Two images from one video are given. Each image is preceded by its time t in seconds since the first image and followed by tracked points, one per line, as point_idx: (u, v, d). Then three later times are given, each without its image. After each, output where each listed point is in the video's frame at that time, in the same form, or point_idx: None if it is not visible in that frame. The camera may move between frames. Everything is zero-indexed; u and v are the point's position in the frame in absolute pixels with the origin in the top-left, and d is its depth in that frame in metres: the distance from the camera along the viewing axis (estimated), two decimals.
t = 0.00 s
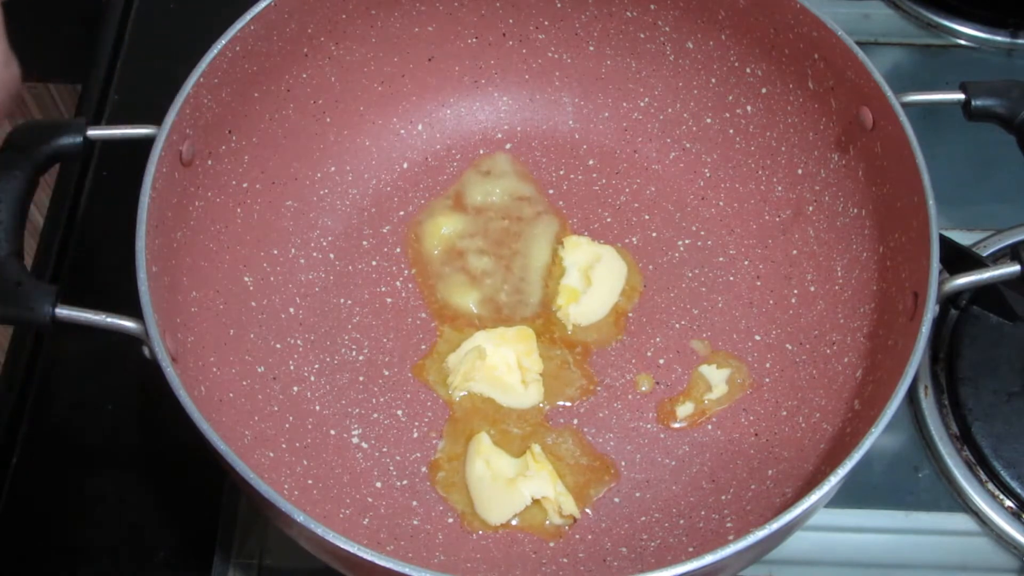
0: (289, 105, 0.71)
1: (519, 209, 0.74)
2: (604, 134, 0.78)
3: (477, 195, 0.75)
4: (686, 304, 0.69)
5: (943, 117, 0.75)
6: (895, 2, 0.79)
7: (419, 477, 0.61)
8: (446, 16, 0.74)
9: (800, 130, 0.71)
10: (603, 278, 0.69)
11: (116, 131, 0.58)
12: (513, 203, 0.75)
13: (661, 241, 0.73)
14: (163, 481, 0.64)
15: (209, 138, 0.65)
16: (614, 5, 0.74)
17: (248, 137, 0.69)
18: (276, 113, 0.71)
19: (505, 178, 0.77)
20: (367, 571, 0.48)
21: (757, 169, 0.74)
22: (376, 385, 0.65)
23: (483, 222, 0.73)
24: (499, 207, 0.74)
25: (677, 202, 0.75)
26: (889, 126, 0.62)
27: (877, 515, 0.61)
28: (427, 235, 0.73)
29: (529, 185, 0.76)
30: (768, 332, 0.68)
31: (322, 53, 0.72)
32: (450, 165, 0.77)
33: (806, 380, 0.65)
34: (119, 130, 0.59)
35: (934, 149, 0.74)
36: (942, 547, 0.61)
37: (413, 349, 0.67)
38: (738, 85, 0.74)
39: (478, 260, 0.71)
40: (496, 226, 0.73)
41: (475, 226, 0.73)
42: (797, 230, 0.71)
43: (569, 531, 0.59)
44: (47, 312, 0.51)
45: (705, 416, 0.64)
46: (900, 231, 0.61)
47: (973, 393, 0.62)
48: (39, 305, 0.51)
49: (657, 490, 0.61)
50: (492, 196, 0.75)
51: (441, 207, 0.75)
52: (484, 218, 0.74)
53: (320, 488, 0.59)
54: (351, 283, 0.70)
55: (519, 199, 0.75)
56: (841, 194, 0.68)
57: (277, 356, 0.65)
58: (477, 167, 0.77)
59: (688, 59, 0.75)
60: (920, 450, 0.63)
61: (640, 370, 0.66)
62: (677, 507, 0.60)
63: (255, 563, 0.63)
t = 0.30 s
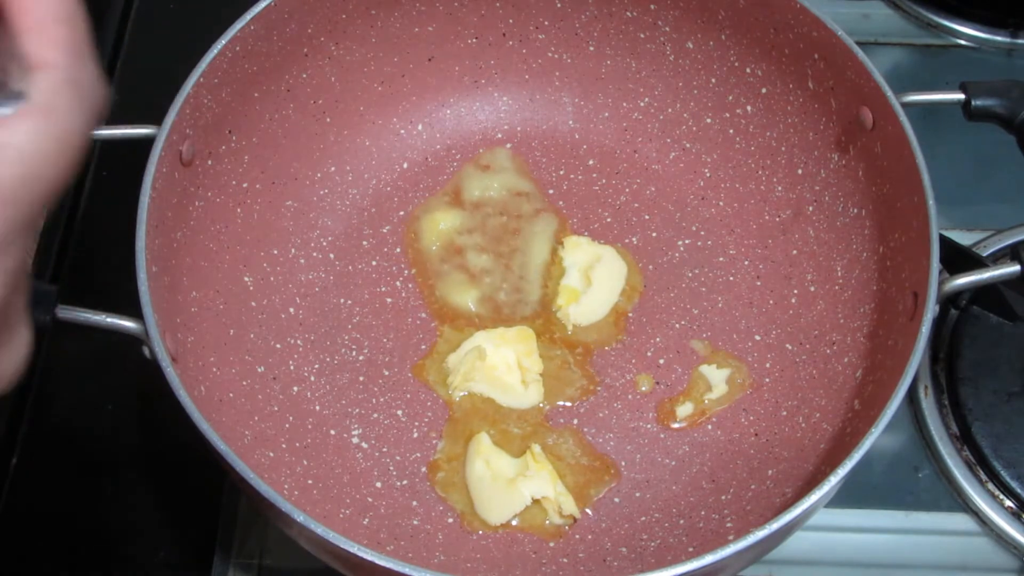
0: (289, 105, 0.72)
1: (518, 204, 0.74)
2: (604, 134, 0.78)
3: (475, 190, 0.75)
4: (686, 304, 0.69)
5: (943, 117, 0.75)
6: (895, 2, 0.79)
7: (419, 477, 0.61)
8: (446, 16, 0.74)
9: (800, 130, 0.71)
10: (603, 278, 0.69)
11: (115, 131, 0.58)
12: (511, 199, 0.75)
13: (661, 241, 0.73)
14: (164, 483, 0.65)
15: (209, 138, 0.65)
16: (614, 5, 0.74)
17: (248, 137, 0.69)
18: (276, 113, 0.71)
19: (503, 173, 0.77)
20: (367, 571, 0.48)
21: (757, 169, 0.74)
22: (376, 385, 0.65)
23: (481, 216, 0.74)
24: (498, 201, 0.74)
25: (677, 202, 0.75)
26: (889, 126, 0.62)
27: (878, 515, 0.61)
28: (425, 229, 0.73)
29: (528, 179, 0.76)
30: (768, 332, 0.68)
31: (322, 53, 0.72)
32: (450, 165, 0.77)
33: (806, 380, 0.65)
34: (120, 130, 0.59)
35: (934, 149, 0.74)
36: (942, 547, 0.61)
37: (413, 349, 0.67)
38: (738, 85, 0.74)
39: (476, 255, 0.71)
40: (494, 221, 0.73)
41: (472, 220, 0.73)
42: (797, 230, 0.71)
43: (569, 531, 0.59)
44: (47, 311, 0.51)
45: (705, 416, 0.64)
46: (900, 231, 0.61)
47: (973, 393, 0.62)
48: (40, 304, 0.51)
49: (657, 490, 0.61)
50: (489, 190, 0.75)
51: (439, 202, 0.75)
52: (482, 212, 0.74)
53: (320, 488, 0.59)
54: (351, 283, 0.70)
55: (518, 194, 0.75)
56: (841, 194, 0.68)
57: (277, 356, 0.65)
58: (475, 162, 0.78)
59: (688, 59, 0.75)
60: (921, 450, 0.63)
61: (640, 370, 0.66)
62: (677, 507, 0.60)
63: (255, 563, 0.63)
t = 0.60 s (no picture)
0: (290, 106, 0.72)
1: (517, 202, 0.74)
2: (604, 134, 0.78)
3: (473, 185, 0.76)
4: (686, 304, 0.69)
5: (943, 117, 0.75)
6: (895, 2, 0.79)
7: (419, 477, 0.61)
8: (446, 16, 0.75)
9: (800, 130, 0.71)
10: (603, 278, 0.69)
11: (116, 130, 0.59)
12: (509, 194, 0.75)
13: (661, 241, 0.73)
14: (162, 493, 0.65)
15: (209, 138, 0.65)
16: (614, 5, 0.74)
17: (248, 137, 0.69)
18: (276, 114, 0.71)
19: (503, 170, 0.77)
20: (367, 571, 0.48)
21: (757, 169, 0.74)
22: (376, 385, 0.65)
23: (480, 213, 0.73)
24: (496, 199, 0.74)
25: (677, 202, 0.75)
26: (889, 125, 0.62)
27: (877, 515, 0.61)
28: (423, 227, 0.73)
29: (529, 177, 0.76)
30: (768, 332, 0.68)
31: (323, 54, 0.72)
32: (450, 165, 0.77)
33: (806, 380, 0.65)
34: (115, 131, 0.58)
35: (934, 149, 0.74)
36: (942, 547, 0.61)
37: (413, 349, 0.67)
38: (738, 85, 0.74)
39: (475, 254, 0.71)
40: (493, 218, 0.73)
41: (471, 217, 0.73)
42: (797, 230, 0.71)
43: (569, 531, 0.59)
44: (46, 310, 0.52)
45: (705, 416, 0.64)
46: (900, 231, 0.61)
47: (973, 393, 0.62)
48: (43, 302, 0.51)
49: (657, 490, 0.61)
50: (488, 187, 0.75)
51: (437, 199, 0.75)
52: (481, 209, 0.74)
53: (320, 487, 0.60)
54: (351, 283, 0.70)
55: (517, 191, 0.75)
56: (842, 194, 0.68)
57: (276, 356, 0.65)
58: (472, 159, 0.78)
59: (688, 59, 0.75)
60: (921, 450, 0.63)
61: (640, 370, 0.66)
62: (677, 507, 0.60)
63: (254, 563, 0.63)
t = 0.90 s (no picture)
0: (289, 105, 0.72)
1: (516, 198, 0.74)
2: (604, 134, 0.78)
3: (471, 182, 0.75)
4: (686, 304, 0.69)
5: (943, 117, 0.75)
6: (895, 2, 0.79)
7: (419, 477, 0.61)
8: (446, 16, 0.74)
9: (800, 130, 0.71)
10: (603, 278, 0.69)
11: (115, 131, 0.59)
12: (509, 192, 0.75)
13: (661, 241, 0.73)
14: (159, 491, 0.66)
15: (209, 138, 0.65)
16: (614, 5, 0.74)
17: (248, 137, 0.69)
18: (276, 113, 0.71)
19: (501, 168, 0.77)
20: (367, 572, 0.48)
21: (757, 169, 0.74)
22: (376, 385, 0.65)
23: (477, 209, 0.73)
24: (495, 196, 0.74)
25: (677, 202, 0.75)
26: (889, 125, 0.62)
27: (877, 515, 0.62)
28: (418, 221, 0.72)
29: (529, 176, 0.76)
30: (768, 332, 0.68)
31: (322, 54, 0.72)
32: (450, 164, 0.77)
33: (806, 380, 0.65)
34: (122, 130, 0.59)
35: (934, 149, 0.74)
36: (942, 547, 0.61)
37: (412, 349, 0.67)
38: (738, 85, 0.74)
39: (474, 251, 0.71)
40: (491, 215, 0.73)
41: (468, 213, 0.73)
42: (797, 230, 0.71)
43: (569, 531, 0.59)
44: (47, 311, 0.52)
45: (705, 416, 0.64)
46: (900, 231, 0.61)
47: (973, 393, 0.62)
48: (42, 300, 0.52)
49: (657, 490, 0.61)
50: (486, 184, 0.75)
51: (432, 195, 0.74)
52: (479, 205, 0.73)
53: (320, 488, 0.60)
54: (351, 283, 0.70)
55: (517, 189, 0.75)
56: (842, 194, 0.68)
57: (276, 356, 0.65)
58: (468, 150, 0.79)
59: (688, 59, 0.75)
60: (921, 450, 0.63)
61: (639, 370, 0.66)
62: (677, 507, 0.60)
63: (254, 563, 0.65)
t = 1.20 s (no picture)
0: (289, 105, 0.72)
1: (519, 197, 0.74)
2: (604, 134, 0.78)
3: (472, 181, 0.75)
4: (686, 304, 0.69)
5: (943, 117, 0.75)
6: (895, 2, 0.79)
7: (419, 477, 0.61)
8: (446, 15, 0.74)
9: (800, 130, 0.71)
10: (603, 278, 0.69)
11: (115, 131, 0.59)
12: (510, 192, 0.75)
13: (661, 241, 0.73)
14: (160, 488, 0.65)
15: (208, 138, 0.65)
16: (614, 5, 0.74)
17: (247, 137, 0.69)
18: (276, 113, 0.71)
19: (507, 167, 0.77)
20: (367, 572, 0.48)
21: (757, 169, 0.74)
22: (376, 385, 0.65)
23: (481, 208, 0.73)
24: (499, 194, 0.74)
25: (677, 202, 0.75)
26: (889, 125, 0.62)
27: (877, 515, 0.62)
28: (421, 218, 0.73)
29: (536, 175, 0.76)
30: (768, 332, 0.68)
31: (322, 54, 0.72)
32: (450, 164, 0.77)
33: (806, 380, 0.65)
34: (122, 129, 0.59)
35: (934, 149, 0.74)
36: (943, 547, 0.60)
37: (412, 349, 0.67)
38: (738, 85, 0.74)
39: (476, 250, 0.71)
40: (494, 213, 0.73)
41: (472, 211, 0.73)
42: (797, 230, 0.71)
43: (569, 531, 0.59)
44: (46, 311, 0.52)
45: (705, 416, 0.64)
46: (900, 231, 0.61)
47: (973, 393, 0.62)
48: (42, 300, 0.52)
49: (657, 490, 0.61)
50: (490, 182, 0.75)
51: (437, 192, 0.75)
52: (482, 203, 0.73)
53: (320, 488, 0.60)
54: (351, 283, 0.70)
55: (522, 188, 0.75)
56: (841, 194, 0.68)
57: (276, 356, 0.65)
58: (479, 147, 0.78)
59: (688, 59, 0.75)
60: (921, 450, 0.63)
61: (640, 370, 0.66)
62: (677, 507, 0.60)
63: (255, 562, 0.64)
